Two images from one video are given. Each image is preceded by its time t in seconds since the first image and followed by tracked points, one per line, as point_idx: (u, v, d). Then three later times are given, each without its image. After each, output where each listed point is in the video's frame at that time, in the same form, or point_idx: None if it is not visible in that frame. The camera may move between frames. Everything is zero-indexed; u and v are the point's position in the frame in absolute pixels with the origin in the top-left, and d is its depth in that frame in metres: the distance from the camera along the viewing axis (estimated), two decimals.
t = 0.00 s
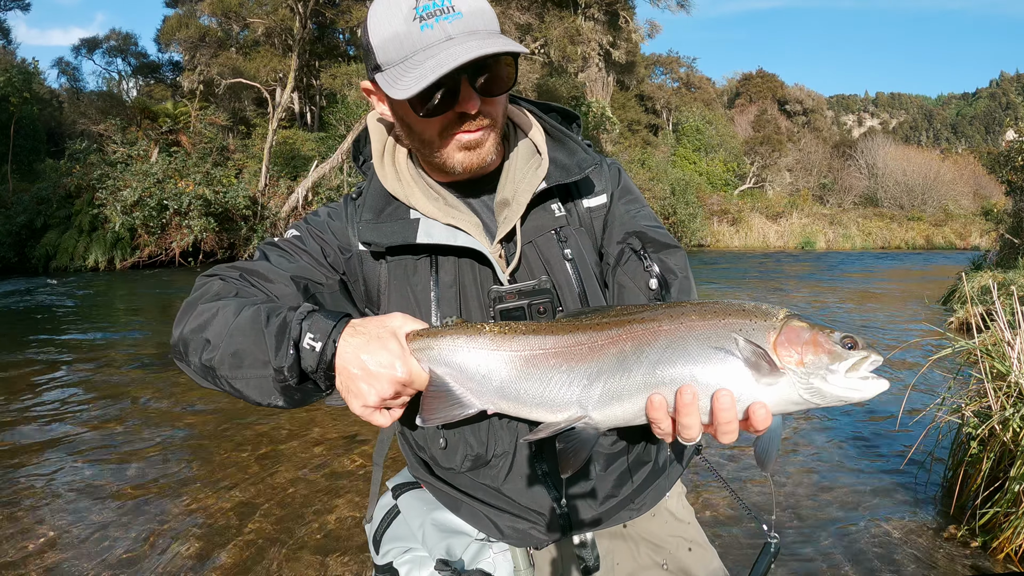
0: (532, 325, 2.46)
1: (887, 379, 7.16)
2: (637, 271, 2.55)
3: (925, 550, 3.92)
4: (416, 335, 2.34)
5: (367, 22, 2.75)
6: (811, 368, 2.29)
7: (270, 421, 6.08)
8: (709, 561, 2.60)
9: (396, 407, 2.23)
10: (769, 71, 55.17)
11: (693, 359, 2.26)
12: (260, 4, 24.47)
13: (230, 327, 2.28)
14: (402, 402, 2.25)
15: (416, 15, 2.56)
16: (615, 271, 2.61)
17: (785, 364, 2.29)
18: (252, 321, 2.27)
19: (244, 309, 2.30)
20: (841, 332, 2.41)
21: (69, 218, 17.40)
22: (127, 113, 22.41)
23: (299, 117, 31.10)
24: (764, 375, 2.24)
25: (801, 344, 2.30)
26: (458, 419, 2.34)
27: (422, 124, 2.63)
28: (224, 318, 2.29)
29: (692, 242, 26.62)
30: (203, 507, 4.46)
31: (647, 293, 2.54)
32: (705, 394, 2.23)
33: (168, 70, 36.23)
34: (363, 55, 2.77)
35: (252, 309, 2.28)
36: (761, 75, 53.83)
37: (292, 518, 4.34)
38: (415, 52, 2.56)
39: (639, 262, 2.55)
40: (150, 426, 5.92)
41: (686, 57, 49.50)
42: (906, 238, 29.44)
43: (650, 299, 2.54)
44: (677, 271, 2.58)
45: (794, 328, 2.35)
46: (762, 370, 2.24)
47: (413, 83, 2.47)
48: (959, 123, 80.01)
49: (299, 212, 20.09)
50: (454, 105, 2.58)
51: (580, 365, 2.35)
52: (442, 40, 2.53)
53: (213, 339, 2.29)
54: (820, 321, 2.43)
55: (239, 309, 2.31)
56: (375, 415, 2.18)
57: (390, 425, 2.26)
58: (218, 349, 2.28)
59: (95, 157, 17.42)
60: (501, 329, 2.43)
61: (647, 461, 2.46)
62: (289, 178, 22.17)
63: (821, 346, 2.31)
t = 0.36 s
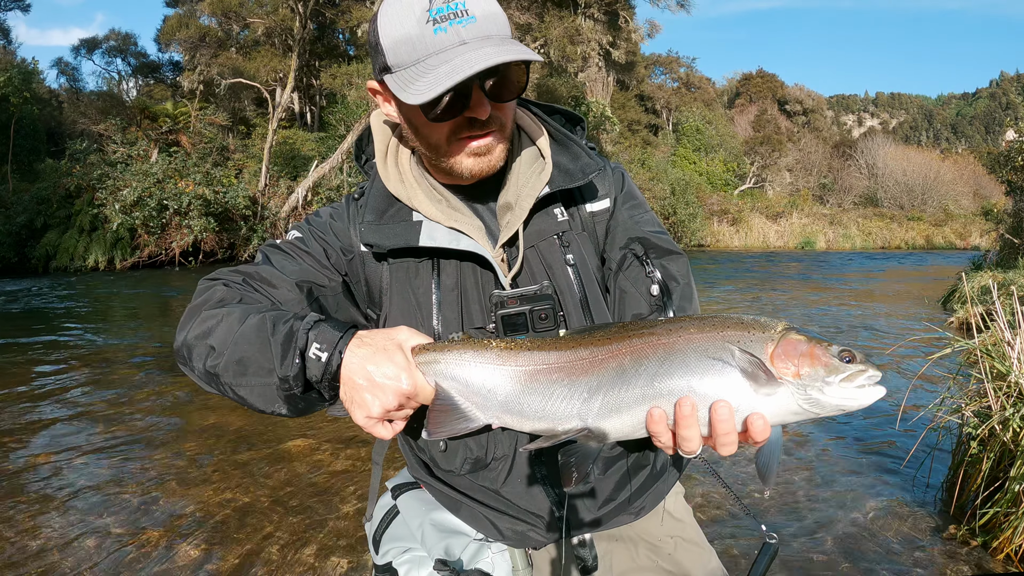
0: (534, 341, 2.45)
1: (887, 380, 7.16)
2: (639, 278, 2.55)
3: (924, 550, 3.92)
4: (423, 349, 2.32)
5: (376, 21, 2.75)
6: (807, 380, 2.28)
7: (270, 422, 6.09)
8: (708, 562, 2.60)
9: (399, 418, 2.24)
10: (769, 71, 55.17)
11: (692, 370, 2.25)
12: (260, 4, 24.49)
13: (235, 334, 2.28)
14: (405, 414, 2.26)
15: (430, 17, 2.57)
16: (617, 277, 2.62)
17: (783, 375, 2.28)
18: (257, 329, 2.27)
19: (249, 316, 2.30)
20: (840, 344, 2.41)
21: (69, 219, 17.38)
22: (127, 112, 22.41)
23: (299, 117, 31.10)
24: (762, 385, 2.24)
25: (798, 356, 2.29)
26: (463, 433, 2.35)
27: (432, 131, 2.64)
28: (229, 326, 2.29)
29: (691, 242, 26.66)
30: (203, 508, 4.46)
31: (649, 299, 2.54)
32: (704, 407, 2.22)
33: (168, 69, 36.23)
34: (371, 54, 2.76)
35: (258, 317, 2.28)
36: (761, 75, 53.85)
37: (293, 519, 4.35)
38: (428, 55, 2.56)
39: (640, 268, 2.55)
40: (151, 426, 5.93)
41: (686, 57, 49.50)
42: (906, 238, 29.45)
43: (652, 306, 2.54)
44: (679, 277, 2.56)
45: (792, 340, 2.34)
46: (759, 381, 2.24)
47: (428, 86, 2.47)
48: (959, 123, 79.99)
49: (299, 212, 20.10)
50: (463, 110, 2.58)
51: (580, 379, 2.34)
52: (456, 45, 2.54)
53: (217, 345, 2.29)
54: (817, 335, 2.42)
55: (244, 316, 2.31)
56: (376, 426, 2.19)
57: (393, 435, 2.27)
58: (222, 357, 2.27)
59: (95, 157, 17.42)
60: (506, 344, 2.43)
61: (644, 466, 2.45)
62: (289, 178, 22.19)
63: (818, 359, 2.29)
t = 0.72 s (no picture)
0: (540, 354, 2.47)
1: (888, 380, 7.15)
2: (641, 282, 2.56)
3: (924, 550, 3.93)
4: (428, 361, 2.33)
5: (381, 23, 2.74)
6: (809, 384, 2.28)
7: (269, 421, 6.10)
8: (706, 562, 2.60)
9: (403, 430, 2.25)
10: (769, 71, 55.15)
11: (694, 377, 2.26)
12: (260, 4, 24.50)
13: (241, 344, 2.28)
14: (409, 426, 2.27)
15: (437, 21, 2.56)
16: (619, 279, 2.63)
17: (785, 380, 2.28)
18: (263, 339, 2.27)
19: (255, 324, 2.30)
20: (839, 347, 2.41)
21: (69, 218, 17.36)
22: (126, 113, 22.39)
23: (299, 117, 31.09)
24: (765, 391, 2.25)
25: (799, 361, 2.30)
26: (469, 445, 2.36)
27: (438, 135, 2.65)
28: (234, 336, 2.29)
29: (691, 242, 26.70)
30: (204, 507, 4.47)
31: (651, 302, 2.55)
32: (708, 413, 2.22)
33: (167, 69, 36.23)
34: (376, 55, 2.75)
35: (264, 328, 2.28)
36: (761, 75, 53.80)
37: (293, 518, 4.35)
38: (435, 59, 2.56)
39: (642, 271, 2.56)
40: (149, 426, 5.94)
41: (686, 57, 49.49)
42: (907, 238, 29.48)
43: (653, 308, 2.55)
44: (680, 280, 2.56)
45: (792, 345, 2.36)
46: (763, 386, 2.25)
47: (437, 91, 2.46)
48: (960, 123, 80.02)
49: (299, 212, 20.12)
50: (469, 114, 2.57)
51: (584, 390, 2.35)
52: (463, 49, 2.54)
53: (223, 354, 2.29)
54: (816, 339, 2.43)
55: (249, 325, 2.31)
56: (381, 438, 2.20)
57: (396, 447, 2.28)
58: (228, 368, 2.28)
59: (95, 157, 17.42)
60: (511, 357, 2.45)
61: (643, 465, 2.48)
62: (289, 178, 22.18)
63: (820, 363, 2.30)
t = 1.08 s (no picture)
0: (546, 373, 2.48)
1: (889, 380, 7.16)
2: (642, 289, 2.57)
3: (924, 550, 3.94)
4: (433, 373, 2.35)
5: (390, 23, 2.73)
6: (811, 397, 2.27)
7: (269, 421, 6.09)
8: (705, 560, 2.59)
9: (405, 441, 2.25)
10: (769, 71, 55.18)
11: (694, 393, 2.27)
12: (260, 4, 24.49)
13: (246, 349, 2.28)
14: (411, 436, 2.27)
15: (445, 26, 2.56)
16: (621, 285, 2.64)
17: (786, 393, 2.28)
18: (269, 345, 2.27)
19: (261, 330, 2.30)
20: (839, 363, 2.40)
21: (69, 218, 17.34)
22: (126, 112, 22.39)
23: (299, 117, 31.09)
24: (764, 403, 2.25)
25: (801, 374, 2.29)
26: (471, 457, 2.36)
27: (443, 142, 2.66)
28: (240, 341, 2.29)
29: (691, 243, 26.72)
30: (205, 505, 4.46)
31: (652, 308, 2.55)
32: (710, 430, 2.23)
33: (167, 69, 36.25)
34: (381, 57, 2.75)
35: (270, 334, 2.28)
36: (760, 75, 53.83)
37: (293, 517, 4.35)
38: (441, 65, 2.56)
39: (644, 279, 2.57)
40: (150, 425, 5.94)
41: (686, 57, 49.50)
42: (907, 239, 29.49)
43: (655, 314, 2.55)
44: (682, 285, 2.56)
45: (793, 359, 2.34)
46: (761, 398, 2.25)
47: (441, 98, 2.46)
48: (960, 124, 80.13)
49: (299, 212, 20.13)
50: (473, 121, 2.58)
51: (585, 406, 2.36)
52: (470, 56, 2.54)
53: (228, 360, 2.29)
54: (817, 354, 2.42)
55: (255, 331, 2.31)
56: (382, 448, 2.19)
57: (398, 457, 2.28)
58: (233, 374, 2.27)
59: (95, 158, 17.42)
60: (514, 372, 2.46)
61: (644, 470, 2.49)
62: (289, 178, 22.18)
63: (821, 376, 2.29)
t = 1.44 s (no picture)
0: (538, 351, 2.44)
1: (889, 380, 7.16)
2: (642, 285, 2.57)
3: (925, 550, 3.93)
4: (421, 358, 2.33)
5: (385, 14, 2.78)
6: (813, 367, 2.30)
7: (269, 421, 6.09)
8: (706, 561, 2.61)
9: (398, 430, 2.24)
10: (769, 71, 55.17)
11: (699, 370, 2.26)
12: (260, 5, 24.49)
13: (238, 344, 2.28)
14: (407, 424, 2.26)
15: (425, 12, 2.57)
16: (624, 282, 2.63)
17: (789, 363, 2.30)
18: (260, 338, 2.27)
19: (254, 324, 2.30)
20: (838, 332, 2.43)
21: (69, 219, 17.36)
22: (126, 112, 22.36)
23: (299, 117, 31.08)
24: (769, 374, 2.26)
25: (801, 345, 2.31)
26: (462, 441, 2.33)
27: (435, 130, 2.67)
28: (233, 336, 2.29)
29: (691, 243, 26.69)
30: (205, 507, 4.46)
31: (653, 305, 2.53)
32: (718, 402, 2.22)
33: (167, 69, 36.23)
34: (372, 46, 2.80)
35: (260, 328, 2.28)
36: (760, 75, 53.83)
37: (293, 517, 4.35)
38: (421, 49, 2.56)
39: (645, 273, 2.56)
40: (150, 425, 5.93)
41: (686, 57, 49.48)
42: (907, 239, 29.49)
43: (655, 309, 2.53)
44: (683, 280, 2.54)
45: (793, 331, 2.35)
46: (766, 370, 2.26)
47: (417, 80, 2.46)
48: (960, 124, 80.19)
49: (299, 212, 20.13)
50: (456, 104, 2.62)
51: (583, 387, 2.33)
52: (448, 37, 2.54)
53: (220, 355, 2.29)
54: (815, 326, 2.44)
55: (248, 324, 2.31)
56: (378, 437, 2.19)
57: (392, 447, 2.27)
58: (227, 369, 2.28)
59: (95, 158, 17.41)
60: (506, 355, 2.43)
61: (643, 470, 2.47)
62: (289, 178, 22.17)
63: (821, 346, 2.31)
